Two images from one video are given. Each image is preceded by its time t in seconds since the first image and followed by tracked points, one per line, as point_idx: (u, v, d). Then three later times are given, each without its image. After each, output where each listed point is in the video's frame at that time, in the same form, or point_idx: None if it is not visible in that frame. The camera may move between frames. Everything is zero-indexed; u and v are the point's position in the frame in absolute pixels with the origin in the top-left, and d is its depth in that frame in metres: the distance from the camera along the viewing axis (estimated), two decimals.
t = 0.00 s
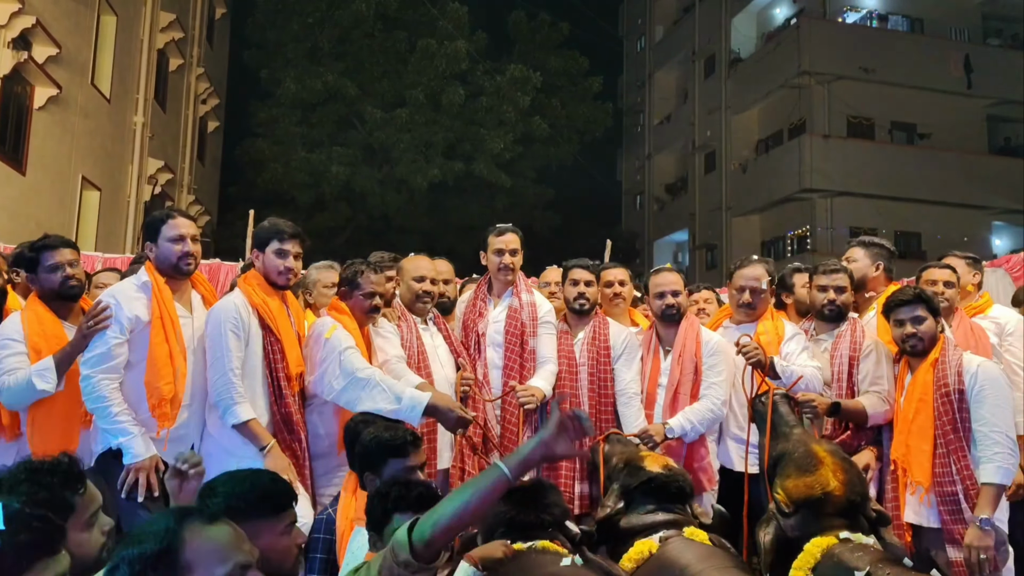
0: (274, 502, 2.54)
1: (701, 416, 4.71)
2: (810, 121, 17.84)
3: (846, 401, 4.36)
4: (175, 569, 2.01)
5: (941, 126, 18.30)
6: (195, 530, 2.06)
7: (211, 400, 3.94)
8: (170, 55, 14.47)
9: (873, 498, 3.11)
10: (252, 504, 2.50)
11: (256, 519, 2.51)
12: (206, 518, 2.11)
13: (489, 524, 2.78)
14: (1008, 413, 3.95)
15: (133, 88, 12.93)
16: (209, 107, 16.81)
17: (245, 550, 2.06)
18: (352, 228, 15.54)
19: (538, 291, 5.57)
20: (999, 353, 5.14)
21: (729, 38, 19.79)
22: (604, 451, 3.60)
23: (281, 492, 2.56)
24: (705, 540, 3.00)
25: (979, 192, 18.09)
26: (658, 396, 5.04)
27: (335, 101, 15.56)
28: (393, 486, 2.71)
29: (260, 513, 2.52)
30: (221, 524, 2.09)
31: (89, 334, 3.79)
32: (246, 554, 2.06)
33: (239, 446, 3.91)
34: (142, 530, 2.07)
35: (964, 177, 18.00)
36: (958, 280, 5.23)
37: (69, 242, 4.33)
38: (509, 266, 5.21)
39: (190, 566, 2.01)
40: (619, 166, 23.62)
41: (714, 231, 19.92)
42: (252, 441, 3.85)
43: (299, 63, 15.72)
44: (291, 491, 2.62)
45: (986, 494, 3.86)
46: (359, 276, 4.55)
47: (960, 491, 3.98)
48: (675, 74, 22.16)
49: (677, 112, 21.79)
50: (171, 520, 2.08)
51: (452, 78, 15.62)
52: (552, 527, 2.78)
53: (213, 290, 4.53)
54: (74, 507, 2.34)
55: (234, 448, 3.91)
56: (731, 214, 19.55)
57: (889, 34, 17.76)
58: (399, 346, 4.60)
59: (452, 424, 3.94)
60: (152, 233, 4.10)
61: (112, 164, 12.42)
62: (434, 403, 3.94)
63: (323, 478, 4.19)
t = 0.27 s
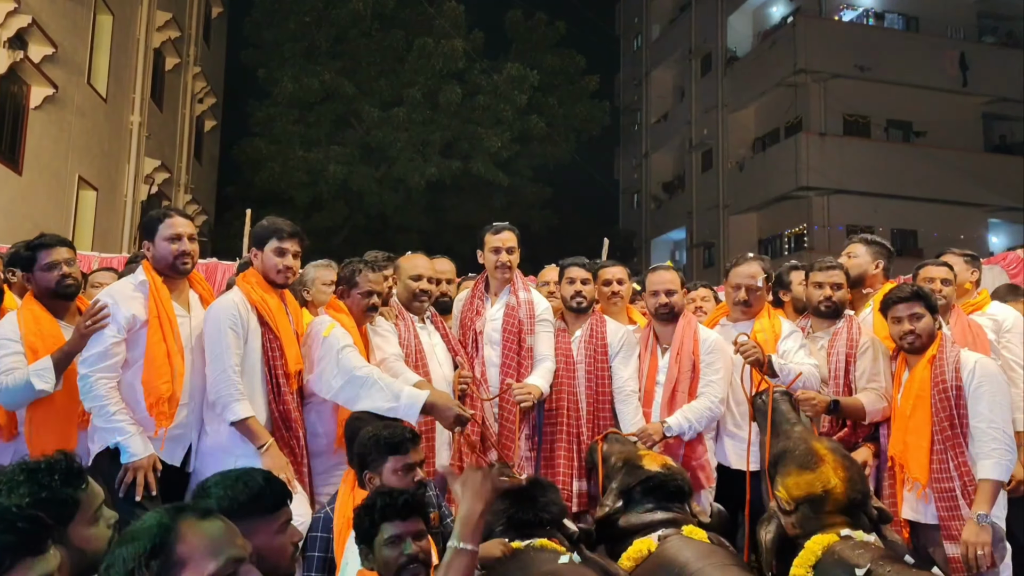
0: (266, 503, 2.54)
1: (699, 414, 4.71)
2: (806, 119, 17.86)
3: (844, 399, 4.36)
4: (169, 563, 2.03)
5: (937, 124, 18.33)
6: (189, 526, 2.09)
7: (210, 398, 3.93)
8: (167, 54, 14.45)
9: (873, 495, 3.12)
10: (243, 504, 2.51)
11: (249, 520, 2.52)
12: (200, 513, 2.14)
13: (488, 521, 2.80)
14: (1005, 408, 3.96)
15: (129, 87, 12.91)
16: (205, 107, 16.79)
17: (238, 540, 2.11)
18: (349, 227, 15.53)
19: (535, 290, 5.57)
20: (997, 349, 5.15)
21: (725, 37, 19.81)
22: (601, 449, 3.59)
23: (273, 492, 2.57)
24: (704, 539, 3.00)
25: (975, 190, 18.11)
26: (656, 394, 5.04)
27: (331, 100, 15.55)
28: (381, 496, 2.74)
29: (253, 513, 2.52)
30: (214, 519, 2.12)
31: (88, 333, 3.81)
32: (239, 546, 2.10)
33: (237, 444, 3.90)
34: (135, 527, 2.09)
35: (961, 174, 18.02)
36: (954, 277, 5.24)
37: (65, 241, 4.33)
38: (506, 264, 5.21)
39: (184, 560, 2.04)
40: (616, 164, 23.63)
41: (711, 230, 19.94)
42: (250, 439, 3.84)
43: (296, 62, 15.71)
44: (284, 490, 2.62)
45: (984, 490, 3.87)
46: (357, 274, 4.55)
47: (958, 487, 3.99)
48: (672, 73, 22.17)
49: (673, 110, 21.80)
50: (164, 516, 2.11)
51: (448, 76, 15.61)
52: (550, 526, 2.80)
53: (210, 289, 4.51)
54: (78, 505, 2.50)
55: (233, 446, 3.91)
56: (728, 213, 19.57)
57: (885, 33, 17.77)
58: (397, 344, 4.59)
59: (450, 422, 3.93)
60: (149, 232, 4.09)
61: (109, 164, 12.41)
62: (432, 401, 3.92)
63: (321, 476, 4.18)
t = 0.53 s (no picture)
0: (265, 495, 2.53)
1: (698, 407, 4.71)
2: (805, 114, 17.84)
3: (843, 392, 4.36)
4: (164, 546, 2.04)
5: (936, 119, 18.31)
6: (183, 509, 2.09)
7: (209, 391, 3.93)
8: (163, 50, 14.42)
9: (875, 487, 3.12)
10: (243, 496, 2.51)
11: (249, 511, 2.51)
12: (195, 498, 2.15)
13: (488, 514, 2.80)
14: (1004, 400, 3.96)
15: (126, 83, 12.88)
16: (202, 102, 16.76)
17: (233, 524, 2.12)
18: (347, 223, 15.51)
19: (534, 283, 5.56)
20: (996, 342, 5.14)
21: (723, 31, 19.78)
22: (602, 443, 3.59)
23: (271, 485, 2.56)
24: (705, 531, 3.00)
25: (974, 185, 18.08)
26: (655, 387, 5.04)
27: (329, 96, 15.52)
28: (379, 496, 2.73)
29: (253, 505, 2.52)
30: (209, 503, 2.13)
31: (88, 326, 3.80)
32: (234, 529, 2.10)
33: (236, 437, 3.90)
34: (133, 513, 2.12)
35: (959, 169, 18.01)
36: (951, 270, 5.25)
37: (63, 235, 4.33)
38: (505, 258, 5.21)
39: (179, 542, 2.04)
40: (615, 159, 23.62)
41: (709, 225, 19.94)
42: (249, 433, 3.84)
43: (293, 57, 15.68)
44: (284, 482, 2.62)
45: (984, 481, 3.87)
46: (355, 268, 4.54)
47: (957, 479, 3.99)
48: (670, 68, 22.14)
49: (672, 105, 21.78)
50: (160, 501, 2.12)
51: (446, 71, 15.57)
52: (550, 518, 2.79)
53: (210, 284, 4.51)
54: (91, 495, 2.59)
55: (232, 439, 3.90)
56: (727, 208, 19.60)
57: (883, 27, 17.74)
58: (396, 338, 4.59)
59: (450, 415, 3.91)
60: (149, 226, 4.09)
61: (106, 160, 12.39)
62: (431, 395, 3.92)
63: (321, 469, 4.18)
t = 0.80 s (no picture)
0: (266, 483, 2.56)
1: (695, 398, 4.74)
2: (801, 109, 17.85)
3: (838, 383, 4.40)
4: (164, 524, 2.08)
5: (932, 113, 18.34)
6: (184, 488, 2.15)
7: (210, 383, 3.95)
8: (159, 44, 14.41)
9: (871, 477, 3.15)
10: (246, 482, 2.54)
11: (251, 498, 2.53)
12: (197, 479, 2.20)
13: (487, 503, 2.82)
14: (997, 391, 3.99)
15: (122, 77, 12.87)
16: (198, 97, 16.73)
17: (233, 503, 2.16)
18: (344, 218, 15.53)
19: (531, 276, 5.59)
20: (991, 333, 5.17)
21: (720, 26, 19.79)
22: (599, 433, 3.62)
23: (272, 473, 2.58)
24: (703, 521, 3.03)
25: (970, 179, 18.10)
26: (652, 378, 5.07)
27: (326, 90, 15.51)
28: (396, 487, 2.83)
29: (254, 492, 2.54)
30: (210, 483, 2.18)
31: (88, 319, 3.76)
32: (234, 509, 2.15)
33: (236, 429, 3.92)
34: (137, 494, 2.18)
35: (955, 163, 18.03)
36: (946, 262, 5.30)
37: (62, 228, 4.34)
38: (503, 250, 5.23)
39: (180, 520, 2.09)
40: (611, 154, 23.62)
41: (705, 220, 19.95)
42: (249, 424, 3.87)
43: (289, 51, 15.68)
44: (286, 470, 2.64)
45: (977, 471, 3.90)
46: (354, 261, 4.57)
47: (951, 468, 4.02)
48: (666, 62, 22.13)
49: (668, 100, 21.77)
50: (163, 481, 2.18)
51: (442, 66, 15.56)
52: (548, 507, 2.81)
53: (211, 276, 4.53)
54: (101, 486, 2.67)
55: (232, 431, 3.93)
56: (723, 202, 19.63)
57: (879, 22, 17.77)
58: (395, 330, 4.61)
59: (449, 406, 3.93)
60: (150, 218, 4.11)
61: (102, 154, 12.38)
62: (430, 386, 3.94)
63: (320, 461, 4.21)
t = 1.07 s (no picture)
0: (264, 472, 2.59)
1: (688, 390, 4.80)
2: (795, 103, 17.90)
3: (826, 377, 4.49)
4: (166, 508, 2.13)
5: (925, 108, 18.39)
6: (187, 474, 2.20)
7: (208, 374, 3.99)
8: (153, 37, 14.38)
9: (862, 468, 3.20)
10: (245, 471, 2.58)
11: (250, 487, 2.57)
12: (198, 465, 2.25)
13: (482, 493, 2.87)
14: (986, 383, 4.03)
15: (116, 69, 12.85)
16: (192, 90, 16.72)
17: (234, 488, 2.21)
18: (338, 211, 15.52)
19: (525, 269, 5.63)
20: (981, 326, 5.23)
21: (714, 19, 19.81)
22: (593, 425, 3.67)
23: (271, 462, 2.61)
24: (696, 511, 3.09)
25: (963, 174, 18.15)
26: (645, 370, 5.13)
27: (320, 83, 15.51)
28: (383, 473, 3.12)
29: (253, 481, 2.57)
30: (211, 468, 2.23)
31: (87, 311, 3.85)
32: (235, 495, 2.18)
33: (234, 420, 3.97)
34: (142, 478, 2.23)
35: (948, 157, 18.09)
36: (937, 255, 5.36)
37: (61, 222, 4.38)
38: (499, 244, 5.28)
39: (180, 504, 2.13)
40: (606, 148, 23.65)
41: (700, 214, 20.00)
42: (247, 415, 3.91)
43: (283, 45, 15.67)
44: (284, 460, 2.67)
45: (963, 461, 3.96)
46: (350, 255, 4.62)
47: (938, 459, 4.08)
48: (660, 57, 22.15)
49: (663, 94, 21.78)
50: (166, 467, 2.23)
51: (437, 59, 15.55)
52: (542, 497, 2.85)
53: (208, 269, 4.56)
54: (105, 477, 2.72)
55: (230, 422, 3.97)
56: (717, 196, 19.69)
57: (873, 16, 17.83)
58: (391, 322, 4.65)
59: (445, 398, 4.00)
60: (148, 211, 4.14)
61: (96, 147, 12.38)
62: (426, 378, 3.99)
63: (317, 452, 4.25)
